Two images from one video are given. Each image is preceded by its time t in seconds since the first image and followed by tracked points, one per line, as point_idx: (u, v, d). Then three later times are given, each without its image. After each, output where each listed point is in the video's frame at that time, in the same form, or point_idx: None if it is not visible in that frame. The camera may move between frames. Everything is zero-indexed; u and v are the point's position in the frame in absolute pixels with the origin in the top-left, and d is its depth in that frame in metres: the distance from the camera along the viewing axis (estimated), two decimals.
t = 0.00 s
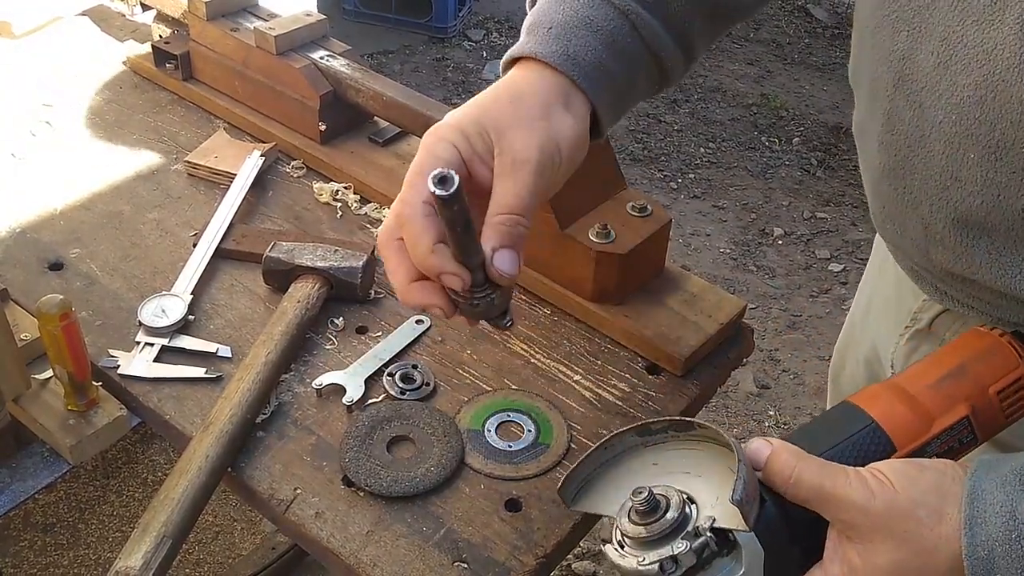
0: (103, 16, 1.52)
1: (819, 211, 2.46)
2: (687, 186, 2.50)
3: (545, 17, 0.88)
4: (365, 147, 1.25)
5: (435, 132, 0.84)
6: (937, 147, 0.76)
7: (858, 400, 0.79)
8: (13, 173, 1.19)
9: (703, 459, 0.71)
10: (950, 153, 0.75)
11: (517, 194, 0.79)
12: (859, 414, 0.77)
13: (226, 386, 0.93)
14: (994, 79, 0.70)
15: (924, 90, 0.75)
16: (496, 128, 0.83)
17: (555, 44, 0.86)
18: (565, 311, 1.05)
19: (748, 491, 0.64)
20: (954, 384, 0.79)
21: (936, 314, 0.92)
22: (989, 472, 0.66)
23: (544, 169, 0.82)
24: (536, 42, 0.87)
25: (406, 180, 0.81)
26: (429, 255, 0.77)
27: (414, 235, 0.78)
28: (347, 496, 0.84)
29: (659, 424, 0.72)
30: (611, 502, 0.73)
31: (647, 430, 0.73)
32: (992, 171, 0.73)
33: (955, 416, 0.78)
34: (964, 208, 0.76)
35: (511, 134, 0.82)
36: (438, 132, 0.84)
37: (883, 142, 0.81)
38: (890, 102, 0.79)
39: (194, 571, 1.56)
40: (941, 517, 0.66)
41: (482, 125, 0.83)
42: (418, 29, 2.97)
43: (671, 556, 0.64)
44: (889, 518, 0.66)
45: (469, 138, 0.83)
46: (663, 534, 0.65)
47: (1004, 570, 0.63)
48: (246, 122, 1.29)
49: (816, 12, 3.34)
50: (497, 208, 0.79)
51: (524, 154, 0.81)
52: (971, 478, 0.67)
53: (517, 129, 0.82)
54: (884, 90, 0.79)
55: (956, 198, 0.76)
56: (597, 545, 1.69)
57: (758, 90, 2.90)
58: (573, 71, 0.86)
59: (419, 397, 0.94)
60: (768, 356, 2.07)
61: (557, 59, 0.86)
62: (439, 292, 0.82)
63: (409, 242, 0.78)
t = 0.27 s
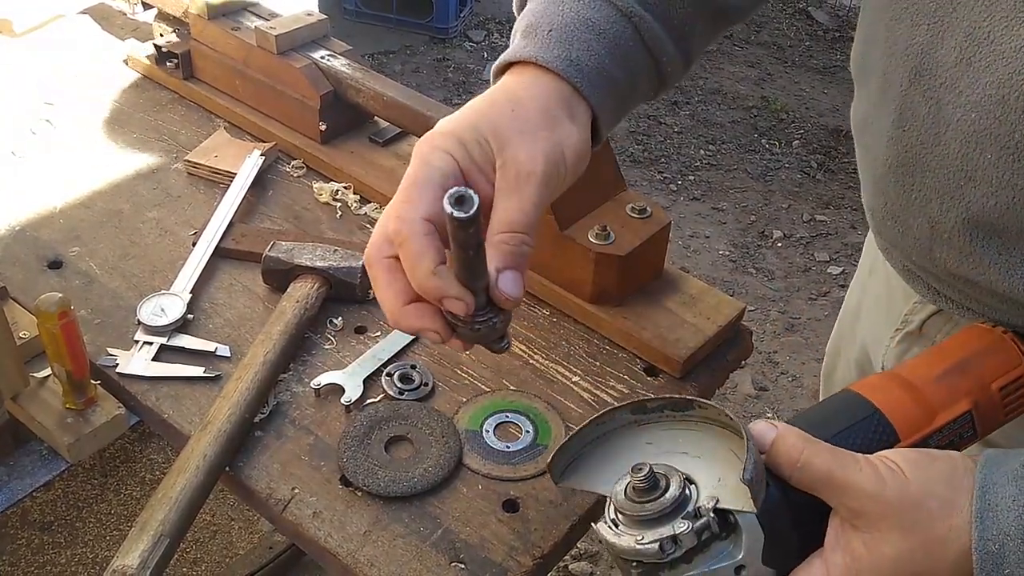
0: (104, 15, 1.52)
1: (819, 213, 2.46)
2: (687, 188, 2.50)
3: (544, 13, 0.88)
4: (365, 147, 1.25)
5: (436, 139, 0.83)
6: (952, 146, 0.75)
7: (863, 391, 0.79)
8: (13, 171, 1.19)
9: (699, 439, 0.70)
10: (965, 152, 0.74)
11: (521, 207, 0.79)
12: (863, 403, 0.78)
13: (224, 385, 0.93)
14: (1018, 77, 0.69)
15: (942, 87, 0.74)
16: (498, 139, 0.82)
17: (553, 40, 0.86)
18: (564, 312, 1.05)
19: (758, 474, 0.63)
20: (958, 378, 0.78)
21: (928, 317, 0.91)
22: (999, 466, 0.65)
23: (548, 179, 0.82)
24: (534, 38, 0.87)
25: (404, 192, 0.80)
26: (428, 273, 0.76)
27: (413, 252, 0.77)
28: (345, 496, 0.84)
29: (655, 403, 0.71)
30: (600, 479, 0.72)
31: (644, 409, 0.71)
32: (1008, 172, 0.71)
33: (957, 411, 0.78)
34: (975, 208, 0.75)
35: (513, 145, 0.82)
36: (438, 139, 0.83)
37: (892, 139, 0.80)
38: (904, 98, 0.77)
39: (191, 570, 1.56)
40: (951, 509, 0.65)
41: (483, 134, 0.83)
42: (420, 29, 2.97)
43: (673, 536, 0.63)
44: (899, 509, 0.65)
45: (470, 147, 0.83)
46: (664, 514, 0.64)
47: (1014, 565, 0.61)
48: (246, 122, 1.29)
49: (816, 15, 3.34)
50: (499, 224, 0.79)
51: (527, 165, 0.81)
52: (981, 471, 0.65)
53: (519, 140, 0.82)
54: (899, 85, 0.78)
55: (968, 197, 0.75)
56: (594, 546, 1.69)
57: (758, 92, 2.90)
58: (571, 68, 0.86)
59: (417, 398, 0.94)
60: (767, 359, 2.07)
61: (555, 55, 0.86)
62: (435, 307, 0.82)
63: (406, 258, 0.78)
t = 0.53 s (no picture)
0: (104, 15, 1.52)
1: (819, 215, 2.46)
2: (687, 189, 2.50)
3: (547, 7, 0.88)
4: (365, 147, 1.26)
5: (437, 136, 0.83)
6: (963, 146, 0.74)
7: (868, 388, 0.78)
8: (12, 171, 1.19)
9: (707, 435, 0.69)
10: (976, 152, 0.74)
11: (520, 204, 0.79)
12: (868, 401, 0.76)
13: (223, 385, 0.93)
14: None
15: (954, 86, 0.74)
16: (498, 136, 0.82)
17: (555, 34, 0.86)
18: (564, 313, 1.05)
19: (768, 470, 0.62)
20: (963, 376, 0.78)
21: (924, 316, 0.90)
22: (1010, 461, 0.65)
23: (548, 176, 0.82)
24: (536, 31, 0.87)
25: (404, 190, 0.80)
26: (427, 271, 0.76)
27: (413, 250, 0.77)
28: (344, 496, 0.84)
29: (662, 398, 0.70)
30: (605, 475, 0.71)
31: (648, 404, 0.70)
32: (1020, 172, 0.71)
33: (962, 408, 0.77)
34: (985, 208, 0.75)
35: (513, 142, 0.82)
36: (439, 137, 0.83)
37: (900, 138, 0.80)
38: (914, 97, 0.77)
39: (189, 570, 1.56)
40: (962, 506, 0.65)
41: (484, 131, 0.82)
42: (420, 30, 2.97)
43: (681, 534, 0.62)
44: (910, 505, 0.65)
45: (471, 144, 0.83)
46: (672, 510, 0.63)
47: None
48: (246, 122, 1.29)
49: (816, 17, 3.34)
50: (498, 221, 0.79)
51: (527, 161, 0.81)
52: (992, 468, 0.66)
53: (519, 137, 0.82)
54: (909, 83, 0.78)
55: (979, 198, 0.75)
56: (593, 547, 1.69)
57: (758, 94, 2.90)
58: (572, 62, 0.86)
59: (416, 398, 0.94)
60: (766, 360, 2.07)
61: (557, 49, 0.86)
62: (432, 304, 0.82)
63: (406, 255, 0.78)
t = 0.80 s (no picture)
0: (104, 15, 1.52)
1: (818, 216, 2.46)
2: (686, 189, 2.50)
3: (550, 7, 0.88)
4: (364, 148, 1.25)
5: (441, 137, 0.83)
6: (966, 146, 0.75)
7: (871, 383, 0.78)
8: (12, 170, 1.19)
9: (709, 431, 0.69)
10: (979, 151, 0.74)
11: (523, 206, 0.79)
12: (870, 397, 0.76)
13: (222, 385, 0.93)
14: None
15: (957, 86, 0.74)
16: (502, 137, 0.82)
17: (558, 33, 0.86)
18: (564, 314, 1.04)
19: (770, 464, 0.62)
20: (966, 374, 0.78)
21: (925, 316, 0.90)
22: (1011, 458, 0.65)
23: (550, 177, 0.82)
24: (539, 30, 0.87)
25: (408, 191, 0.80)
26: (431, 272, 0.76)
27: (416, 252, 0.77)
28: (343, 497, 0.84)
29: (664, 394, 0.70)
30: (606, 469, 0.71)
31: (649, 399, 0.70)
32: None
33: (965, 406, 0.77)
34: (987, 208, 0.75)
35: (516, 142, 0.82)
36: (443, 137, 0.83)
37: (902, 137, 0.80)
38: (916, 96, 0.77)
39: (188, 571, 1.56)
40: (964, 501, 0.65)
41: (487, 132, 0.82)
42: (420, 30, 2.97)
43: (683, 527, 0.62)
44: (911, 500, 0.64)
45: (475, 144, 0.82)
46: (674, 504, 0.63)
47: None
48: (245, 122, 1.29)
49: (816, 18, 3.34)
50: (502, 222, 0.79)
51: (530, 162, 0.81)
52: (993, 464, 0.66)
53: (523, 138, 0.82)
54: (911, 83, 0.78)
55: (981, 198, 0.75)
56: (592, 548, 1.69)
57: (758, 94, 2.90)
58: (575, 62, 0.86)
59: (415, 399, 0.94)
60: (765, 361, 2.07)
61: (559, 49, 0.86)
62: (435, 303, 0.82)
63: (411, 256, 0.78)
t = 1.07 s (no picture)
0: (105, 15, 1.52)
1: (818, 217, 2.46)
2: (686, 190, 2.50)
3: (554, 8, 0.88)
4: (364, 148, 1.25)
5: (445, 137, 0.83)
6: (964, 146, 0.75)
7: (868, 380, 0.78)
8: (12, 170, 1.19)
9: (703, 422, 0.70)
10: (977, 151, 0.74)
11: (526, 206, 0.79)
12: (866, 393, 0.77)
13: (221, 385, 0.93)
14: None
15: (956, 86, 0.74)
16: (505, 137, 0.82)
17: (561, 35, 0.86)
18: (564, 315, 1.04)
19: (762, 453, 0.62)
20: (962, 371, 0.78)
21: (925, 318, 0.90)
22: (1004, 454, 0.65)
23: (553, 178, 0.82)
24: (543, 31, 0.87)
25: (412, 191, 0.80)
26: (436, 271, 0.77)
27: (421, 252, 0.77)
28: (342, 497, 0.84)
29: (659, 385, 0.70)
30: (599, 458, 0.71)
31: (645, 390, 0.71)
32: (1021, 171, 0.71)
33: (961, 404, 0.77)
34: (985, 208, 0.75)
35: (520, 143, 0.82)
36: (448, 138, 0.83)
37: (901, 137, 0.80)
38: (915, 96, 0.77)
39: (187, 571, 1.56)
40: (955, 495, 0.65)
41: (491, 132, 0.83)
42: (420, 31, 2.97)
43: (674, 515, 0.62)
44: (902, 493, 0.64)
45: (479, 145, 0.83)
46: (665, 492, 0.63)
47: (1016, 554, 0.62)
48: (245, 122, 1.29)
49: (815, 19, 3.35)
50: (505, 222, 0.79)
51: (533, 163, 0.81)
52: (985, 459, 0.65)
53: (526, 138, 0.82)
54: (910, 83, 0.78)
55: (979, 198, 0.75)
56: (591, 549, 1.69)
57: (758, 96, 2.90)
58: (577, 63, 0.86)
59: (414, 399, 0.94)
60: (765, 362, 2.07)
61: (562, 49, 0.86)
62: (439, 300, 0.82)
63: (415, 256, 0.78)
